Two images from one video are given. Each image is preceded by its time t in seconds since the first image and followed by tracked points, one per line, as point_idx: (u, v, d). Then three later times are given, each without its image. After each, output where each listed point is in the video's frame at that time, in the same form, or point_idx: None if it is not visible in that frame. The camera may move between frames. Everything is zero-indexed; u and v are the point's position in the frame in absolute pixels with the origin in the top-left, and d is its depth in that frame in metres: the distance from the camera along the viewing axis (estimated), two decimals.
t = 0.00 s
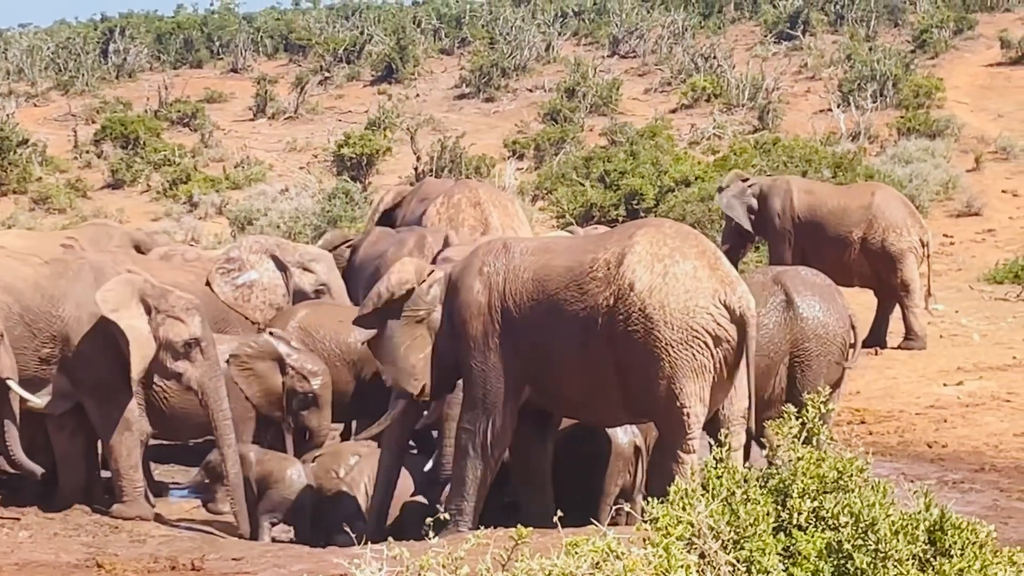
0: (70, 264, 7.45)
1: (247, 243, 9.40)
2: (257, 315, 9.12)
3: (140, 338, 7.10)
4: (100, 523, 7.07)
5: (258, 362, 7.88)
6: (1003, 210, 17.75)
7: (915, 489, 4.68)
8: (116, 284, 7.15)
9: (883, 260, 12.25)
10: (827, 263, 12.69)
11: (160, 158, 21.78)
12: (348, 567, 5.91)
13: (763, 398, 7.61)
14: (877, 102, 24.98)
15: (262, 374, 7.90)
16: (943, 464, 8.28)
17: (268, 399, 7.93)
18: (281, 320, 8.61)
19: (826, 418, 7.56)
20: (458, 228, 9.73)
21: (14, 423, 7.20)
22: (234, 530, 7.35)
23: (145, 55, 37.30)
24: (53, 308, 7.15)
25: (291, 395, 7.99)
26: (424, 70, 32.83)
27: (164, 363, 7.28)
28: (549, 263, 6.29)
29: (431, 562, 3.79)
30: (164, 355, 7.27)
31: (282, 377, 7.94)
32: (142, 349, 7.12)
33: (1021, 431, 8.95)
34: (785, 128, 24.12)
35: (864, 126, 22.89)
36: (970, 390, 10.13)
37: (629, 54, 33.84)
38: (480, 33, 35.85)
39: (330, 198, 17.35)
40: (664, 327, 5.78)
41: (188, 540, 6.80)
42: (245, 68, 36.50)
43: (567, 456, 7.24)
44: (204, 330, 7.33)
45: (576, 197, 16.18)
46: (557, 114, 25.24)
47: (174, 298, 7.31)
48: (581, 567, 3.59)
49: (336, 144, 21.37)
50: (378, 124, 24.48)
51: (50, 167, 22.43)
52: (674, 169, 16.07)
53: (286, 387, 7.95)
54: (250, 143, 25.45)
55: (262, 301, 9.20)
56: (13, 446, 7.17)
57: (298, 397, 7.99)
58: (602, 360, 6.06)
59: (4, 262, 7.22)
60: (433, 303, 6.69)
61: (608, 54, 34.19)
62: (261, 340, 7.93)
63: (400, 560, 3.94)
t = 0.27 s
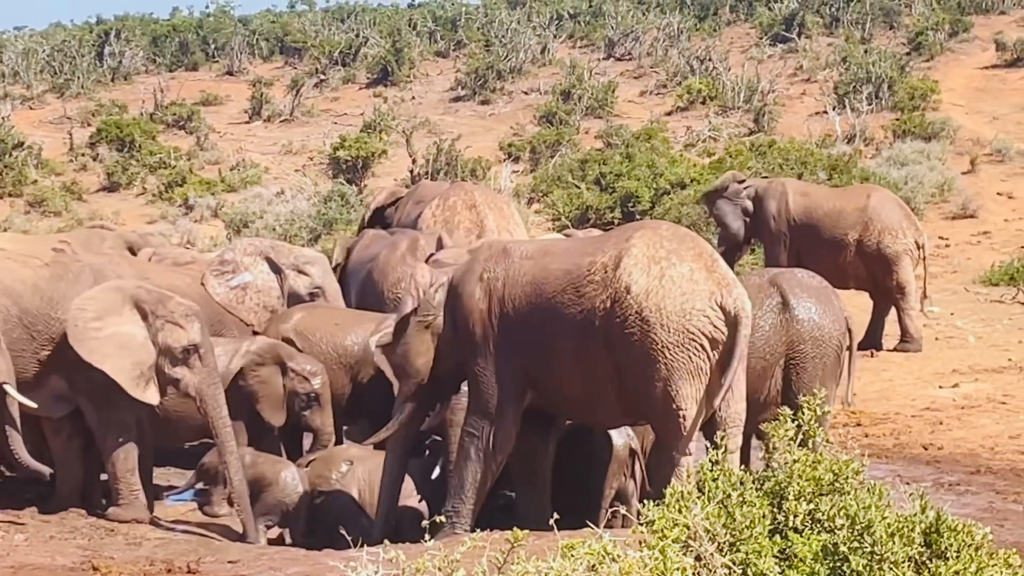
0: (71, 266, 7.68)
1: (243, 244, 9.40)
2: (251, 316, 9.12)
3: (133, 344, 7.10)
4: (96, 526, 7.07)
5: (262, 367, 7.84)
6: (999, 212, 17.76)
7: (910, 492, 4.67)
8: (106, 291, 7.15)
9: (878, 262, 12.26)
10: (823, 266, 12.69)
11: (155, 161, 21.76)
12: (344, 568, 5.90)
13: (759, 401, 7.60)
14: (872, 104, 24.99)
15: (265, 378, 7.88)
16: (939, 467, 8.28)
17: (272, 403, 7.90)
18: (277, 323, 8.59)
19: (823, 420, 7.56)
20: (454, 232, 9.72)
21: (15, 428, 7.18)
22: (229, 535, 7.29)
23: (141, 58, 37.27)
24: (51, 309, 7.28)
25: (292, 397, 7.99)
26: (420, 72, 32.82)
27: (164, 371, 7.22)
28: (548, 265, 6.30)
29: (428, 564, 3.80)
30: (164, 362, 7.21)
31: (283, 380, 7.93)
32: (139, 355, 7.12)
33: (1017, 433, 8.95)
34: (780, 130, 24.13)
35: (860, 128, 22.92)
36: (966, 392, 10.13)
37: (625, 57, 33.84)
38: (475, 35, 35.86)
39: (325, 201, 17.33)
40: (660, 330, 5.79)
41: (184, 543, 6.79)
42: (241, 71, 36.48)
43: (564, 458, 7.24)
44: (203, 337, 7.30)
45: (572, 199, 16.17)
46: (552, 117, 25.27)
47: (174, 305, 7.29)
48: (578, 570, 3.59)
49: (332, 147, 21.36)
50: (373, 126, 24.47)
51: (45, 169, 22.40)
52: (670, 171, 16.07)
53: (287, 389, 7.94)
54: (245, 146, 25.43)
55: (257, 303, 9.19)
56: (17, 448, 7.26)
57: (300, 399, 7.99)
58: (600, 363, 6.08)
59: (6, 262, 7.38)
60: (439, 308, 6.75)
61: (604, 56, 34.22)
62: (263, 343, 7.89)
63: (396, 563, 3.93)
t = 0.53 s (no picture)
0: (72, 267, 7.83)
1: (238, 247, 9.43)
2: (248, 316, 9.08)
3: (126, 348, 7.18)
4: (93, 527, 7.07)
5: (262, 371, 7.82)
6: (996, 212, 17.76)
7: (906, 492, 4.68)
8: (100, 294, 7.23)
9: (876, 263, 12.26)
10: (820, 267, 12.69)
11: (152, 163, 21.75)
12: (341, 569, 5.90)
13: (756, 402, 7.60)
14: (869, 105, 25.01)
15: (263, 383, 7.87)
16: (936, 467, 8.28)
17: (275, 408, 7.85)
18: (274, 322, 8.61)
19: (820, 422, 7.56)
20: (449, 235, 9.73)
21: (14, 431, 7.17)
22: (225, 537, 7.28)
23: (137, 59, 37.23)
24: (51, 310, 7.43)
25: (291, 399, 7.98)
26: (416, 73, 32.80)
27: (162, 377, 7.22)
28: (546, 267, 6.32)
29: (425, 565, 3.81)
30: (161, 367, 7.22)
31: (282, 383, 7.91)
32: (132, 360, 7.19)
33: (1014, 434, 8.95)
34: (777, 131, 24.13)
35: (856, 129, 22.95)
36: (962, 393, 10.14)
37: (621, 58, 33.85)
38: (472, 37, 35.85)
39: (322, 202, 17.32)
40: (659, 331, 5.80)
41: (181, 544, 6.78)
42: (237, 72, 36.45)
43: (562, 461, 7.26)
44: (202, 343, 7.27)
45: (569, 200, 16.17)
46: (549, 118, 25.29)
47: (174, 309, 7.28)
48: (574, 570, 3.59)
49: (329, 147, 21.36)
50: (370, 127, 24.46)
51: (42, 171, 22.38)
52: (667, 172, 16.06)
53: (286, 392, 7.94)
54: (242, 147, 25.42)
55: (254, 304, 9.17)
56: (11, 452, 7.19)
57: (298, 402, 7.98)
58: (598, 364, 6.08)
59: (8, 263, 7.57)
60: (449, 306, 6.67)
61: (600, 57, 34.22)
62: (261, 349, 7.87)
63: (393, 564, 3.93)
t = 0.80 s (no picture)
0: (75, 267, 7.84)
1: (244, 243, 9.49)
2: (251, 314, 9.16)
3: (128, 349, 7.15)
4: (93, 528, 7.07)
5: (255, 375, 7.86)
6: (995, 212, 17.77)
7: (906, 492, 4.69)
8: (104, 294, 7.19)
9: (875, 263, 12.28)
10: (819, 267, 12.69)
11: (152, 163, 21.76)
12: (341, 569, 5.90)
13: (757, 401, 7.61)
14: (869, 104, 25.01)
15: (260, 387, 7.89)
16: (936, 467, 8.28)
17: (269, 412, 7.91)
18: (275, 323, 8.67)
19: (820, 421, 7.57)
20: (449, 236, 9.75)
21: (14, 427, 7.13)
22: (225, 536, 7.28)
23: (137, 59, 37.24)
24: (53, 311, 7.36)
25: (290, 404, 7.97)
26: (416, 74, 32.79)
27: (163, 379, 7.20)
28: (548, 269, 6.41)
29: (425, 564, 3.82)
30: (162, 369, 7.19)
31: (280, 386, 7.93)
32: (133, 362, 7.16)
33: (1013, 434, 8.95)
34: (777, 131, 24.13)
35: (856, 129, 22.96)
36: (962, 393, 10.13)
37: (621, 58, 33.84)
38: (471, 37, 35.85)
39: (322, 202, 17.32)
40: (657, 330, 5.81)
41: (181, 545, 6.77)
42: (237, 72, 36.44)
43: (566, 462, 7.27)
44: (204, 346, 7.24)
45: (569, 200, 16.17)
46: (549, 118, 25.30)
47: (176, 312, 7.24)
48: (574, 570, 3.59)
49: (329, 147, 21.36)
50: (369, 128, 24.45)
51: (42, 171, 22.39)
52: (666, 172, 16.06)
53: (284, 396, 7.93)
54: (242, 147, 25.42)
55: (259, 302, 9.26)
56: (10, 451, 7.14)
57: (296, 406, 7.96)
58: (599, 364, 6.12)
59: (11, 263, 7.55)
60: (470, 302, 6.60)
61: (600, 57, 34.22)
62: (255, 353, 7.89)
63: (393, 564, 3.93)
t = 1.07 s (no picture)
0: (80, 267, 7.67)
1: (253, 244, 9.58)
2: (262, 314, 9.21)
3: (136, 349, 7.19)
4: (93, 528, 7.09)
5: (252, 371, 7.89)
6: (996, 211, 17.76)
7: (906, 490, 4.69)
8: (114, 294, 7.25)
9: (876, 262, 12.28)
10: (820, 266, 12.69)
11: (152, 162, 21.75)
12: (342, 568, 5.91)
13: (758, 401, 7.61)
14: (869, 103, 25.00)
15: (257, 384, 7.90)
16: (937, 465, 8.28)
17: (265, 408, 7.95)
18: (276, 322, 8.70)
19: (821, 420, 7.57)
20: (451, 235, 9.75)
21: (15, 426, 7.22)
22: (226, 536, 7.26)
23: (138, 59, 37.23)
24: (59, 312, 7.34)
25: (289, 402, 7.98)
26: (417, 73, 32.77)
27: (166, 379, 7.25)
28: (551, 269, 6.44)
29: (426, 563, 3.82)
30: (166, 369, 7.25)
31: (278, 386, 7.93)
32: (140, 362, 7.21)
33: (1015, 433, 8.95)
34: (777, 130, 24.12)
35: (857, 127, 22.95)
36: (963, 392, 10.14)
37: (621, 57, 33.82)
38: (472, 36, 35.82)
39: (323, 201, 17.32)
40: (660, 329, 5.82)
41: (182, 544, 6.78)
42: (237, 71, 36.42)
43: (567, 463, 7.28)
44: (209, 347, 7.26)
45: (569, 199, 16.17)
46: (550, 117, 25.28)
47: (181, 313, 7.31)
48: (576, 569, 3.60)
49: (330, 147, 21.35)
50: (370, 127, 24.45)
51: (42, 170, 22.39)
52: (667, 171, 16.06)
53: (283, 393, 7.94)
54: (242, 147, 25.41)
55: (269, 302, 9.32)
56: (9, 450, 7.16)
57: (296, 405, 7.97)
58: (601, 362, 6.13)
59: (16, 264, 7.47)
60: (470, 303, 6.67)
61: (601, 56, 34.18)
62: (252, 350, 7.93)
63: (393, 562, 3.94)
